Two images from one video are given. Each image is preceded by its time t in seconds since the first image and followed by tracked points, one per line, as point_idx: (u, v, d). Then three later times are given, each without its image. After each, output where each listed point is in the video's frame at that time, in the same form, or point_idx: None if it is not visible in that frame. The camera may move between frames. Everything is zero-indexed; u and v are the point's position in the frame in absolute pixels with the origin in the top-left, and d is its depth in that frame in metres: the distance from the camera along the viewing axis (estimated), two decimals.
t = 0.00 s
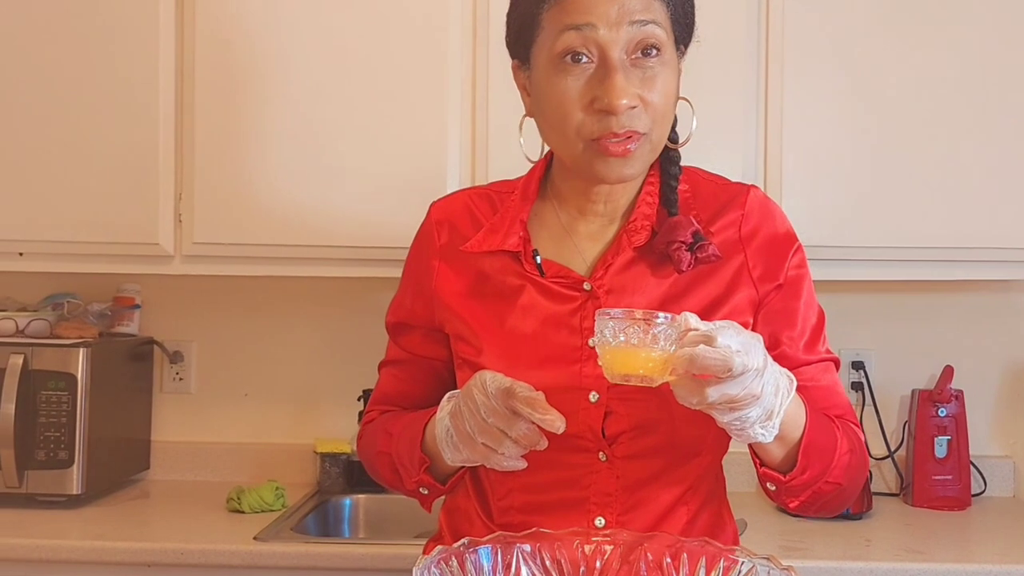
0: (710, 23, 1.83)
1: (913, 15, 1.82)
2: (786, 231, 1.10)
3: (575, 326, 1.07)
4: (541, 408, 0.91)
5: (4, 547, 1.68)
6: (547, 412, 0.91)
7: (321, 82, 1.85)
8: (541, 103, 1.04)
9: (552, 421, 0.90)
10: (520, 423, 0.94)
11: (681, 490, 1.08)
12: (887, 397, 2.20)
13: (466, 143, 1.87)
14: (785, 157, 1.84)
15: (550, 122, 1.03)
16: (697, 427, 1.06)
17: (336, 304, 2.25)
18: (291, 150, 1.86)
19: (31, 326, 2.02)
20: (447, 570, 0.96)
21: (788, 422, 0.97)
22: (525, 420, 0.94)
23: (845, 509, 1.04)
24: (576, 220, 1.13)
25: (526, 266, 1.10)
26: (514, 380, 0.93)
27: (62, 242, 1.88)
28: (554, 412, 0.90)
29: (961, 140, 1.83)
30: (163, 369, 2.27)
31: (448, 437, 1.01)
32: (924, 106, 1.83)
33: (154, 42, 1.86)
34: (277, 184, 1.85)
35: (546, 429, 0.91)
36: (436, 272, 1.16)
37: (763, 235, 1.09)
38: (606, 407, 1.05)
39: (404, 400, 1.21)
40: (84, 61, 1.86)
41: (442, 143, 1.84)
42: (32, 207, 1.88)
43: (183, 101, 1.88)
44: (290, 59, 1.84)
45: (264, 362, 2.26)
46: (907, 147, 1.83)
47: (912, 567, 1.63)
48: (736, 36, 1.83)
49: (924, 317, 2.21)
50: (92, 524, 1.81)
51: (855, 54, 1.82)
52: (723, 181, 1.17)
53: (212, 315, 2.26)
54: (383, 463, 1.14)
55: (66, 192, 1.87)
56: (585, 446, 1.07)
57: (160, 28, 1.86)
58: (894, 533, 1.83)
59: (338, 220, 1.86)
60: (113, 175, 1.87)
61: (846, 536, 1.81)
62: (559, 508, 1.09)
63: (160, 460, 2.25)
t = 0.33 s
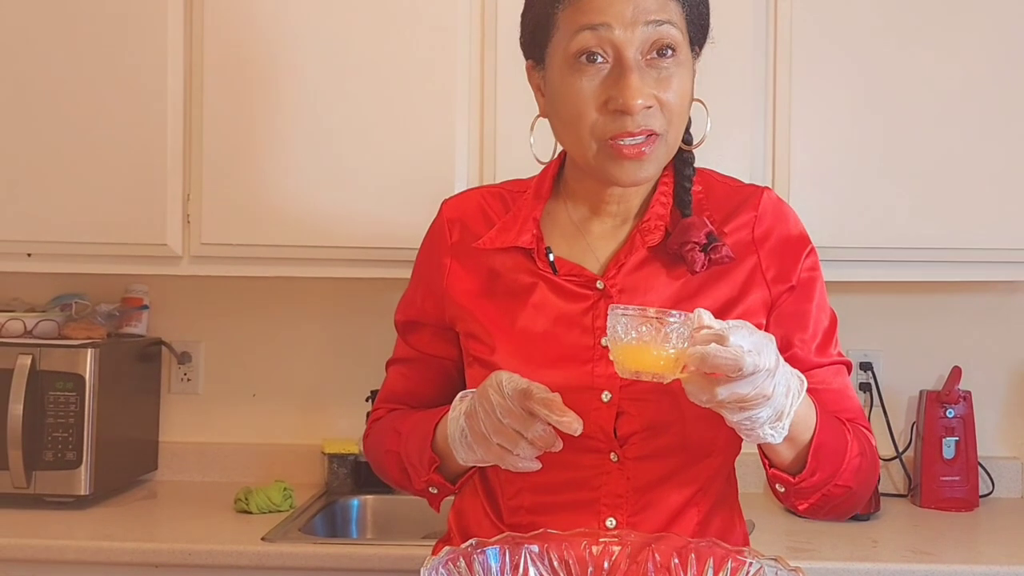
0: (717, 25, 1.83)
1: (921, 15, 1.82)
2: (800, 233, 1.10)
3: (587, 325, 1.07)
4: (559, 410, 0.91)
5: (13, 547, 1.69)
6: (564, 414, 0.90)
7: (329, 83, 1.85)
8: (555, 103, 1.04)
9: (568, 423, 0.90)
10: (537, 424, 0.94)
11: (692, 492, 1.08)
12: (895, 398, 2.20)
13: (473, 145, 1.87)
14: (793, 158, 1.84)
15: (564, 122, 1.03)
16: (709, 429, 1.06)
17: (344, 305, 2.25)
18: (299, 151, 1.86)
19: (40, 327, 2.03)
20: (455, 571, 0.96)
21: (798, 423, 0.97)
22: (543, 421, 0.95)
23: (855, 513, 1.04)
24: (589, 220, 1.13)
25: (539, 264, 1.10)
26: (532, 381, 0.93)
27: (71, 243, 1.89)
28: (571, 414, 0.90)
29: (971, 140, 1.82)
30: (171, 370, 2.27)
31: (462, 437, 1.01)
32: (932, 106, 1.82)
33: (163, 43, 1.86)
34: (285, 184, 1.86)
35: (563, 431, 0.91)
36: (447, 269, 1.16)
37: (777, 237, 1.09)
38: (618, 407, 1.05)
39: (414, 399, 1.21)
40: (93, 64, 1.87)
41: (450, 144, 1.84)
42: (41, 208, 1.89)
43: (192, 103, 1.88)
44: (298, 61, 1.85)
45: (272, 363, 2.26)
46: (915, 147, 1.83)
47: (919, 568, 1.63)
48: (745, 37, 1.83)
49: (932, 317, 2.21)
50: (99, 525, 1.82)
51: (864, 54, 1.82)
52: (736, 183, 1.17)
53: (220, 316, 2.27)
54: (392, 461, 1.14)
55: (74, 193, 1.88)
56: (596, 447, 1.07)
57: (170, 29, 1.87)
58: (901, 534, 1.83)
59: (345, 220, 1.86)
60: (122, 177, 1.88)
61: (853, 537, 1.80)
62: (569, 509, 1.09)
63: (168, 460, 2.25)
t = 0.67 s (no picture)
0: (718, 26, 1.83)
1: (924, 15, 1.82)
2: (807, 231, 1.10)
3: (593, 324, 1.07)
4: (565, 409, 0.91)
5: (15, 548, 1.69)
6: (570, 413, 0.91)
7: (331, 83, 1.85)
8: (560, 103, 1.04)
9: (574, 422, 0.90)
10: (542, 423, 0.95)
11: (698, 491, 1.08)
12: (897, 398, 2.20)
13: (475, 145, 1.87)
14: (795, 157, 1.84)
15: (569, 122, 1.03)
16: (715, 428, 1.06)
17: (346, 305, 2.26)
18: (300, 151, 1.86)
19: (42, 328, 2.03)
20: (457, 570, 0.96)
21: (803, 419, 0.97)
22: (548, 421, 0.95)
23: (862, 513, 1.04)
24: (594, 219, 1.13)
25: (544, 263, 1.10)
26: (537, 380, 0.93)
27: (73, 244, 1.89)
28: (577, 413, 0.90)
29: (972, 141, 1.82)
30: (173, 370, 2.28)
31: (467, 436, 1.02)
32: (934, 107, 1.82)
33: (164, 45, 1.86)
34: (287, 185, 1.86)
35: (568, 430, 0.91)
36: (453, 268, 1.16)
37: (784, 235, 1.10)
38: (625, 406, 1.05)
39: (419, 398, 1.21)
40: (95, 65, 1.87)
41: (452, 144, 1.85)
42: (43, 209, 1.89)
43: (195, 104, 1.89)
44: (300, 61, 1.85)
45: (274, 363, 2.27)
46: (917, 147, 1.83)
47: (921, 568, 1.63)
48: (747, 38, 1.83)
49: (935, 317, 2.21)
50: (102, 525, 1.82)
51: (866, 54, 1.82)
52: (742, 181, 1.17)
53: (222, 317, 2.27)
54: (397, 460, 1.14)
55: (76, 194, 1.88)
56: (602, 446, 1.07)
57: (172, 31, 1.87)
58: (904, 535, 1.83)
59: (347, 220, 1.86)
60: (124, 178, 1.88)
61: (856, 537, 1.80)
62: (575, 509, 1.09)
63: (170, 461, 2.25)
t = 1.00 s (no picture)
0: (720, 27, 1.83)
1: (925, 15, 1.82)
2: (811, 231, 1.10)
3: (596, 324, 1.07)
4: (564, 409, 0.91)
5: (17, 548, 1.69)
6: (569, 412, 0.91)
7: (333, 83, 1.85)
8: (565, 102, 1.04)
9: (573, 421, 0.90)
10: (543, 423, 0.95)
11: (702, 492, 1.08)
12: (899, 399, 2.20)
13: (477, 145, 1.87)
14: (797, 157, 1.84)
15: (574, 121, 1.03)
16: (718, 429, 1.06)
17: (348, 306, 2.26)
18: (302, 152, 1.86)
19: (44, 328, 2.03)
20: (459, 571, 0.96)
21: (808, 414, 0.97)
22: (548, 420, 0.95)
23: (868, 514, 1.04)
24: (600, 218, 1.13)
25: (548, 264, 1.10)
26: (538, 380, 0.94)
27: (75, 244, 1.89)
28: (576, 412, 0.90)
29: (974, 141, 1.82)
30: (175, 371, 2.28)
31: (469, 437, 1.02)
32: (935, 107, 1.82)
33: (166, 45, 1.87)
34: (288, 186, 1.86)
35: (568, 429, 0.91)
36: (457, 270, 1.17)
37: (788, 235, 1.10)
38: (628, 407, 1.06)
39: (425, 401, 1.22)
40: (96, 65, 1.87)
41: (454, 145, 1.85)
42: (46, 210, 1.89)
43: (197, 104, 1.89)
44: (302, 62, 1.85)
45: (276, 364, 2.27)
46: (918, 147, 1.83)
47: (923, 568, 1.63)
48: (749, 38, 1.83)
49: (937, 318, 2.21)
50: (103, 525, 1.82)
51: (868, 54, 1.82)
52: (746, 182, 1.17)
53: (224, 317, 2.27)
54: (402, 463, 1.14)
55: (79, 195, 1.89)
56: (605, 447, 1.07)
57: (174, 31, 1.87)
58: (906, 535, 1.83)
59: (349, 221, 1.86)
60: (126, 178, 1.88)
61: (858, 538, 1.80)
62: (579, 509, 1.09)
63: (172, 461, 2.26)
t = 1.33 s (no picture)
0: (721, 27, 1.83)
1: (925, 15, 1.82)
2: (813, 231, 1.10)
3: (597, 325, 1.07)
4: (564, 409, 0.91)
5: (18, 548, 1.70)
6: (569, 413, 0.90)
7: (334, 84, 1.86)
8: (566, 107, 1.05)
9: (573, 421, 0.90)
10: (543, 424, 0.95)
11: (704, 492, 1.08)
12: (900, 399, 2.20)
13: (478, 146, 1.87)
14: (798, 158, 1.84)
15: (574, 127, 1.04)
16: (719, 429, 1.06)
17: (349, 306, 2.26)
18: (303, 152, 1.86)
19: (45, 329, 2.02)
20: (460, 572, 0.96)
21: (807, 413, 0.97)
22: (548, 421, 0.95)
23: (870, 514, 1.04)
24: (602, 221, 1.13)
25: (550, 265, 1.11)
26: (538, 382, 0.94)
27: (76, 245, 1.90)
28: (576, 413, 0.90)
29: (974, 141, 1.82)
30: (176, 371, 2.28)
31: (471, 437, 1.02)
32: (935, 107, 1.82)
33: (167, 46, 1.87)
34: (288, 186, 1.86)
35: (568, 430, 0.91)
36: (459, 271, 1.17)
37: (789, 236, 1.10)
38: (629, 407, 1.06)
39: (428, 402, 1.22)
40: (97, 66, 1.88)
41: (455, 145, 1.85)
42: (46, 212, 1.89)
43: (197, 105, 1.89)
44: (303, 62, 1.86)
45: (277, 364, 2.27)
46: (919, 148, 1.83)
47: (923, 569, 1.63)
48: (750, 38, 1.83)
49: (938, 319, 2.21)
50: (103, 526, 1.82)
51: (869, 55, 1.82)
52: (749, 183, 1.17)
53: (225, 318, 2.27)
54: (405, 463, 1.14)
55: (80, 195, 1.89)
56: (606, 448, 1.07)
57: (175, 32, 1.87)
58: (906, 536, 1.83)
59: (350, 221, 1.87)
60: (127, 179, 1.88)
61: (858, 539, 1.80)
62: (581, 510, 1.10)
63: (173, 461, 2.26)
